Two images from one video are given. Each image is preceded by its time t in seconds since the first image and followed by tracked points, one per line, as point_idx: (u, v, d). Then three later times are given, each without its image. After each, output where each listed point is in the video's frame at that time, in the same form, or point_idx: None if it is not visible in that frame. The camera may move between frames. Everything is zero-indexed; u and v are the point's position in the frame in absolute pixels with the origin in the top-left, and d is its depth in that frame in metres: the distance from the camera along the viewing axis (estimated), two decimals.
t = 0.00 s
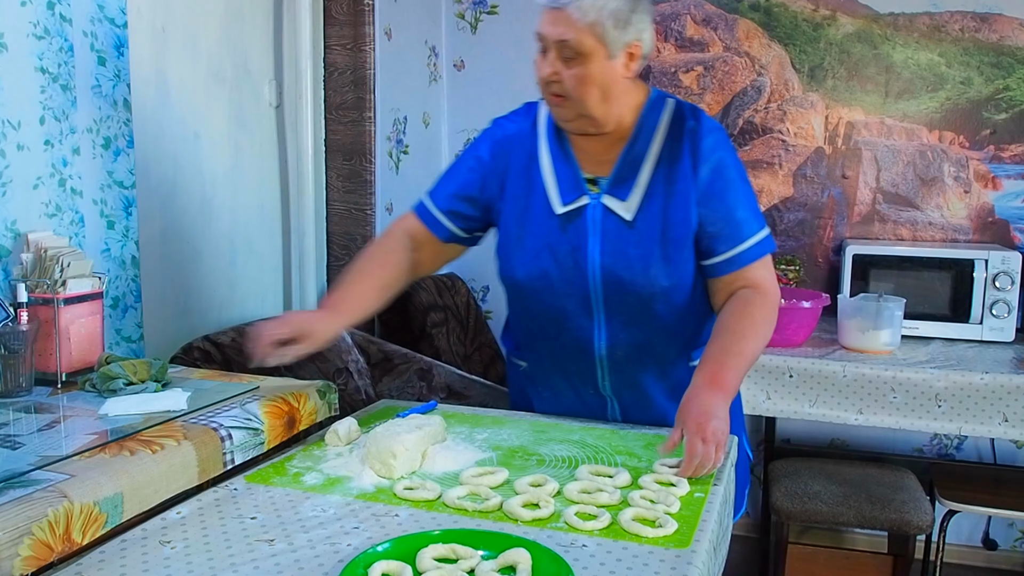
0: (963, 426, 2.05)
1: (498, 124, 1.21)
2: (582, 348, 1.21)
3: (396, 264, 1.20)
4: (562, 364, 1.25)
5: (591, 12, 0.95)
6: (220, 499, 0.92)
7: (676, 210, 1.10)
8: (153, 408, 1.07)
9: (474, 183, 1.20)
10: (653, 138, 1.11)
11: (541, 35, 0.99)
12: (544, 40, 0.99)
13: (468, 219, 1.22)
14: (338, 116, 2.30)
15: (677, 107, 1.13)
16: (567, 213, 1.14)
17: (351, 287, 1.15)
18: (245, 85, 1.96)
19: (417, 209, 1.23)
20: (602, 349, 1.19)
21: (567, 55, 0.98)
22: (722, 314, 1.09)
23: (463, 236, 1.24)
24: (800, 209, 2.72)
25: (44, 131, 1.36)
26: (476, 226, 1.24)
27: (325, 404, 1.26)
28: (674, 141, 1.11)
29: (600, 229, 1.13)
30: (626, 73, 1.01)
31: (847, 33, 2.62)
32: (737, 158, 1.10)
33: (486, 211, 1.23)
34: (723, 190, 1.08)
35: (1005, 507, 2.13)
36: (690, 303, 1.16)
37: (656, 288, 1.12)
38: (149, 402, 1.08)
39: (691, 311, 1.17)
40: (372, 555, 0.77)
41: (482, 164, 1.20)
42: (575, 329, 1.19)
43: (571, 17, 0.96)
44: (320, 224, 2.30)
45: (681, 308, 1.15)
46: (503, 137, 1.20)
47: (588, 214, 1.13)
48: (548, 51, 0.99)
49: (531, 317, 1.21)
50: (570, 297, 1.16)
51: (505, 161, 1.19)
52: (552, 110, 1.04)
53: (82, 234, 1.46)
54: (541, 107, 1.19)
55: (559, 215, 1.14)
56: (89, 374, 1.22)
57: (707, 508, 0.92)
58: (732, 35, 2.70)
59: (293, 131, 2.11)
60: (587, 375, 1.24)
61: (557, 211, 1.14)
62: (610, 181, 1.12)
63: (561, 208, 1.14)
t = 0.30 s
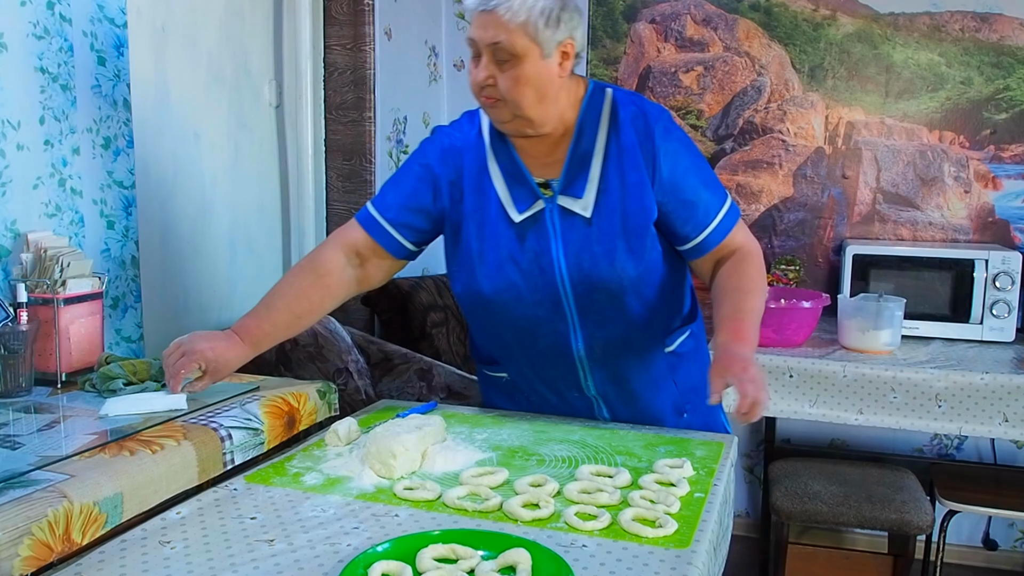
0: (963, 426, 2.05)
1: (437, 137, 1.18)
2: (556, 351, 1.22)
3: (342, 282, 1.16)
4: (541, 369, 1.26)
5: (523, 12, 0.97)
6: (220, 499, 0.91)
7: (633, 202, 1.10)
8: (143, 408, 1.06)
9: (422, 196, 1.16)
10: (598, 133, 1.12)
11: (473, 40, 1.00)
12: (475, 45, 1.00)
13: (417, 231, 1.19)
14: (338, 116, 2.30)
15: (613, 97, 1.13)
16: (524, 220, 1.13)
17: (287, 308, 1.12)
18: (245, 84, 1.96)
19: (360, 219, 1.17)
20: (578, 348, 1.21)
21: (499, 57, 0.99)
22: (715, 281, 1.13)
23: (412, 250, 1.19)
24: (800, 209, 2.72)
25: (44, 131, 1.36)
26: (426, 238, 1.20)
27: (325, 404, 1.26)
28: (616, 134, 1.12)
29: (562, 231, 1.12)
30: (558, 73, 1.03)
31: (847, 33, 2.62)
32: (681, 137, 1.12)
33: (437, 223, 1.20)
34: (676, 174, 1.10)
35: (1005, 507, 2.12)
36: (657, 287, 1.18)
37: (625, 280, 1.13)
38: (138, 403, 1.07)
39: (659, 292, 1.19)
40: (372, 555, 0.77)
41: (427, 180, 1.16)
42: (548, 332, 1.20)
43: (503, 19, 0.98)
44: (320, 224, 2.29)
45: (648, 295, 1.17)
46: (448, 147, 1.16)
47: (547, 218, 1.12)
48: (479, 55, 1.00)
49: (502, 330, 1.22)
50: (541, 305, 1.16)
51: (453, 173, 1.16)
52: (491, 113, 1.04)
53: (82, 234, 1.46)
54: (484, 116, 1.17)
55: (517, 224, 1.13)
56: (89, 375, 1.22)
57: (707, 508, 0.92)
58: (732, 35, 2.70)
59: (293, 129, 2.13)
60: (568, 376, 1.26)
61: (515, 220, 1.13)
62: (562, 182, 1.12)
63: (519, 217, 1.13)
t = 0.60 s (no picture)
0: (963, 426, 2.05)
1: (425, 131, 1.22)
2: (543, 349, 1.22)
3: (318, 249, 1.21)
4: (531, 369, 1.26)
5: (507, 10, 0.98)
6: (220, 499, 0.91)
7: (617, 196, 1.13)
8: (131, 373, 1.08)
9: (405, 183, 1.21)
10: (583, 129, 1.14)
11: (458, 38, 1.02)
12: (461, 44, 1.02)
13: (394, 214, 1.23)
14: (338, 116, 2.30)
15: (596, 95, 1.16)
16: (508, 215, 1.15)
17: (262, 266, 1.15)
18: (245, 85, 1.96)
19: (343, 200, 1.22)
20: (564, 345, 1.21)
21: (485, 54, 1.01)
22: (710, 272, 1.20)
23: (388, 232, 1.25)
24: (800, 209, 2.72)
25: (44, 131, 1.36)
26: (402, 223, 1.25)
27: (325, 405, 1.26)
28: (599, 130, 1.14)
29: (545, 226, 1.13)
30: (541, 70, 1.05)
31: (847, 33, 2.62)
32: (663, 132, 1.15)
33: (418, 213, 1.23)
34: (659, 168, 1.14)
35: (1005, 507, 2.12)
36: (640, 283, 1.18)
37: (607, 274, 1.14)
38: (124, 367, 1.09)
39: (642, 288, 1.19)
40: (372, 555, 0.77)
41: (412, 173, 1.21)
42: (534, 329, 1.20)
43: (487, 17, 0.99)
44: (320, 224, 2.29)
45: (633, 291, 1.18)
46: (436, 139, 1.21)
47: (530, 212, 1.14)
48: (465, 53, 1.02)
49: (490, 327, 1.23)
50: (525, 301, 1.17)
51: (438, 164, 1.20)
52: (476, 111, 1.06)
53: (82, 234, 1.46)
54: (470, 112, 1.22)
55: (501, 219, 1.15)
56: (89, 375, 1.22)
57: (706, 508, 0.92)
58: (732, 35, 2.70)
59: (293, 130, 2.12)
60: (557, 375, 1.26)
61: (499, 215, 1.15)
62: (545, 178, 1.13)
63: (502, 212, 1.14)
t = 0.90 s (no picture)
0: (963, 426, 2.05)
1: (456, 120, 1.22)
2: (557, 343, 1.20)
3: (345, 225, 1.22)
4: (540, 365, 1.24)
5: None
6: (220, 499, 0.92)
7: (641, 191, 1.12)
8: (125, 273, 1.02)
9: (433, 167, 1.21)
10: (611, 122, 1.13)
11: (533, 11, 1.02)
12: (536, 17, 1.01)
13: (421, 198, 1.23)
14: (338, 116, 2.30)
15: (626, 91, 1.15)
16: (532, 206, 1.13)
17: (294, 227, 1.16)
18: (245, 85, 1.96)
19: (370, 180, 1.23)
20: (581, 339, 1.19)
21: (565, 29, 1.02)
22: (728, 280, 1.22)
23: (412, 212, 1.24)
24: (800, 209, 2.72)
25: (44, 131, 1.36)
26: (427, 207, 1.25)
27: (325, 404, 1.26)
28: (629, 123, 1.13)
29: (568, 217, 1.12)
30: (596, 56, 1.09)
31: (847, 33, 2.62)
32: (690, 130, 1.14)
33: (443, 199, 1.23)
34: (687, 164, 1.13)
35: (1005, 507, 2.12)
36: (658, 278, 1.17)
37: (626, 267, 1.13)
38: (150, 261, 1.04)
39: (658, 286, 1.18)
40: (372, 555, 0.77)
41: (439, 159, 1.20)
42: (550, 321, 1.18)
43: None
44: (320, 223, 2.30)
45: (650, 286, 1.17)
46: (466, 128, 1.21)
47: (554, 203, 1.12)
48: (540, 27, 1.02)
49: (506, 318, 1.20)
50: (544, 292, 1.15)
51: (467, 153, 1.20)
52: (540, 89, 1.05)
53: (82, 234, 1.46)
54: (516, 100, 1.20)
55: (524, 208, 1.13)
56: (89, 375, 1.22)
57: (706, 508, 0.92)
58: (732, 35, 2.70)
59: (293, 130, 2.10)
60: (571, 370, 1.23)
61: (522, 204, 1.13)
62: (572, 169, 1.13)
63: (526, 201, 1.13)
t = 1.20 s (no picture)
0: (962, 426, 2.05)
1: (550, 115, 1.18)
2: (637, 352, 1.15)
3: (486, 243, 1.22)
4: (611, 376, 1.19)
5: None
6: (220, 499, 0.92)
7: (737, 205, 1.11)
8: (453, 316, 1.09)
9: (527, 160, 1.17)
10: (715, 132, 1.11)
11: None
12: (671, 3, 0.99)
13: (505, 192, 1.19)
14: (338, 116, 2.30)
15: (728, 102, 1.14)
16: (632, 205, 1.10)
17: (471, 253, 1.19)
18: (245, 85, 1.96)
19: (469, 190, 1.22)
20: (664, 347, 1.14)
21: (701, 20, 1.00)
22: (780, 301, 1.24)
23: (511, 237, 1.21)
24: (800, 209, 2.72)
25: (45, 131, 1.36)
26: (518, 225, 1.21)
27: (325, 404, 1.26)
28: (736, 136, 1.12)
29: (667, 221, 1.09)
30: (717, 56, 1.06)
31: (847, 33, 2.62)
32: (783, 152, 1.14)
33: (531, 205, 1.19)
34: (780, 182, 1.13)
35: (1005, 507, 2.13)
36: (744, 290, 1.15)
37: (720, 278, 1.10)
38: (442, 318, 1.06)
39: (741, 299, 1.15)
40: (372, 555, 0.78)
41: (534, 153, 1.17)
42: (634, 324, 1.13)
43: None
44: (320, 224, 2.30)
45: (737, 298, 1.14)
46: (561, 123, 1.16)
47: (654, 206, 1.09)
48: (675, 13, 0.99)
49: (586, 317, 1.16)
50: (633, 294, 1.11)
51: (560, 147, 1.16)
52: (665, 78, 1.02)
53: (83, 234, 1.46)
54: (616, 93, 1.15)
55: (624, 208, 1.10)
56: (90, 375, 1.22)
57: (706, 508, 0.92)
58: (732, 35, 2.70)
59: (293, 130, 2.10)
60: (644, 379, 1.18)
61: (622, 204, 1.10)
62: (676, 173, 1.10)
63: (626, 201, 1.10)
